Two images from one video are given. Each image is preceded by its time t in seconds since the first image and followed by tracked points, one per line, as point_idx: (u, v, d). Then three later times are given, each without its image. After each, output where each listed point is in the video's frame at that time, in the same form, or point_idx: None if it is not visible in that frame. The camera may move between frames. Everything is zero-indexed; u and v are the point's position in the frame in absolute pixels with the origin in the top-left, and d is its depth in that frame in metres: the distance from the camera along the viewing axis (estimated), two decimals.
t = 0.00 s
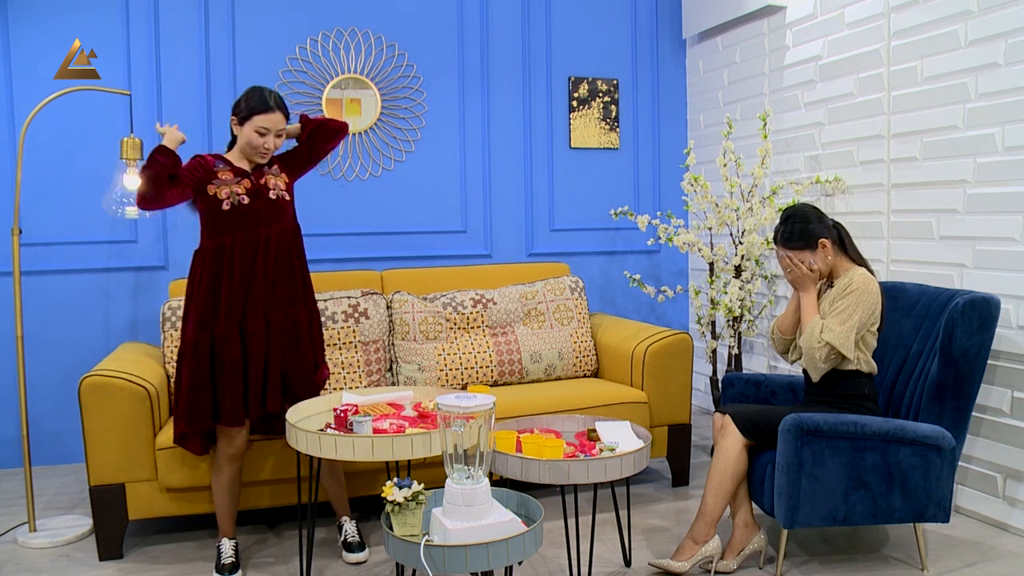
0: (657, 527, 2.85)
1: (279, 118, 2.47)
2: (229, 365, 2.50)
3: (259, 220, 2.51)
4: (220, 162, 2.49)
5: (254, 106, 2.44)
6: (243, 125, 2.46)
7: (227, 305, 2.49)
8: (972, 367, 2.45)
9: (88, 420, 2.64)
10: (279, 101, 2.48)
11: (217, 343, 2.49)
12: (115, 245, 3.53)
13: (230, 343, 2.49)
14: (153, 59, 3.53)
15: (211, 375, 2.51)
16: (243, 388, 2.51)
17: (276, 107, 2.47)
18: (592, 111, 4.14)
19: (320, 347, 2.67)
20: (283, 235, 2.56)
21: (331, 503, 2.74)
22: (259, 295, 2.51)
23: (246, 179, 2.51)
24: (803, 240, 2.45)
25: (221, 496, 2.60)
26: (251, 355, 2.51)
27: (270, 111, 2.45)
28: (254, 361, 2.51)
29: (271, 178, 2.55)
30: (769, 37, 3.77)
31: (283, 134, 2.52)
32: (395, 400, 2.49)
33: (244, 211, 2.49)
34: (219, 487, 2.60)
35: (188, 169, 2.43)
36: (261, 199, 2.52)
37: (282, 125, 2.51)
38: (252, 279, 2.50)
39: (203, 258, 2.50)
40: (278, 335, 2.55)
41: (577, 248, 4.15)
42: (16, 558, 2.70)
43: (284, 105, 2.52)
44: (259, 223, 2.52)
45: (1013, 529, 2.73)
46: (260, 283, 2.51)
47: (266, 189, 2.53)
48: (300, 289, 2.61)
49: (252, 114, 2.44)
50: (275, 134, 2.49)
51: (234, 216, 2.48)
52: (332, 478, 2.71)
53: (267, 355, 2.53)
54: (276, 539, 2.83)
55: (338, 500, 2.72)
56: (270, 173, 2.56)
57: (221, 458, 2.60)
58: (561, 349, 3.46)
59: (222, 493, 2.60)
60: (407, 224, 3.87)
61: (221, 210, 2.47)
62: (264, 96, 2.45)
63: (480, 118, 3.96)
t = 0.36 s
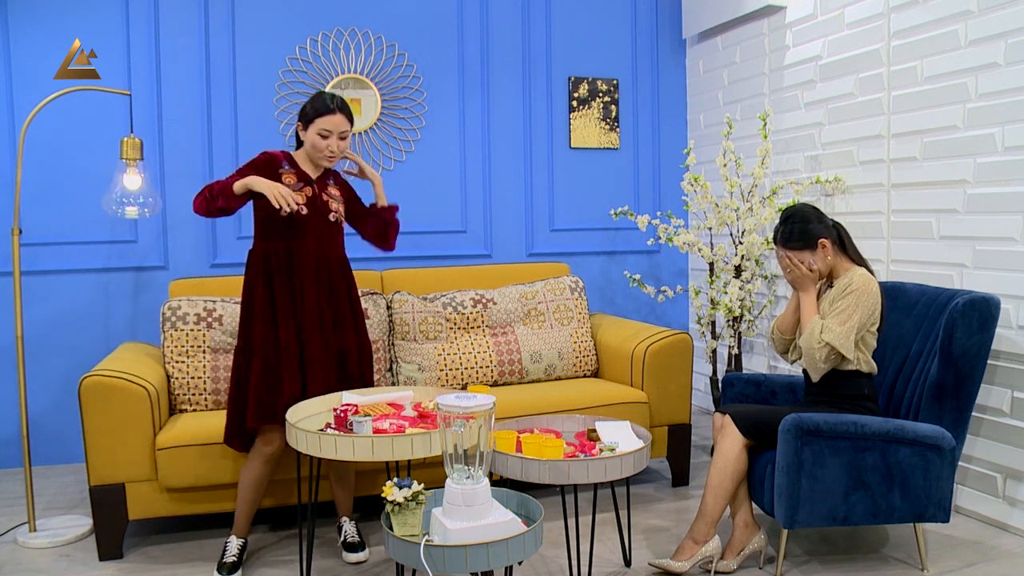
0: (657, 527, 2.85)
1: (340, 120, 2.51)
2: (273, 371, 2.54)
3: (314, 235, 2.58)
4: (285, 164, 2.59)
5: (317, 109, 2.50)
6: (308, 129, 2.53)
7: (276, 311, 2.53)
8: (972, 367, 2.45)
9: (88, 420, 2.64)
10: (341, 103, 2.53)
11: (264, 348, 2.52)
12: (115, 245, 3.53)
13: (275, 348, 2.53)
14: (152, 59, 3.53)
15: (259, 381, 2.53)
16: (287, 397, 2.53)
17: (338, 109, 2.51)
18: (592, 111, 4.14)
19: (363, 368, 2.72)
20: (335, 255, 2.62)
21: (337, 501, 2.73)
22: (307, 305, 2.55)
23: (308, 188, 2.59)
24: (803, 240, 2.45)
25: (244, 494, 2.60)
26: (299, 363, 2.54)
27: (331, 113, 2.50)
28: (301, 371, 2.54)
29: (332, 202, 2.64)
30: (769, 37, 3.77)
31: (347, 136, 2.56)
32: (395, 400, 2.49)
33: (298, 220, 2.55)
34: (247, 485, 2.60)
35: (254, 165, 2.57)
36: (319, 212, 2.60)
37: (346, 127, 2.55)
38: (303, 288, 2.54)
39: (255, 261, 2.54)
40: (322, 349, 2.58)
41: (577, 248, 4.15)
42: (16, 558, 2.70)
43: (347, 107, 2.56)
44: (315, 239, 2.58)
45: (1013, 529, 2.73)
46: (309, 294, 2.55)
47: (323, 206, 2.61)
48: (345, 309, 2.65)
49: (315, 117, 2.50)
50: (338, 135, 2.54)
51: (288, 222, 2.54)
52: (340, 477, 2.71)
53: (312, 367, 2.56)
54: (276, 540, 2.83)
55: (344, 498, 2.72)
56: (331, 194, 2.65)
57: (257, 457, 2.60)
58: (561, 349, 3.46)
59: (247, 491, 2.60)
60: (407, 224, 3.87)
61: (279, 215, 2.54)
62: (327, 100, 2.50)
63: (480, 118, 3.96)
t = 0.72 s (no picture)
0: (657, 527, 2.85)
1: (369, 126, 2.50)
2: (289, 364, 2.62)
3: (328, 234, 2.62)
4: (316, 159, 2.63)
5: (347, 114, 2.49)
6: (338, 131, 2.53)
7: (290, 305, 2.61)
8: (972, 367, 2.45)
9: (88, 419, 2.64)
10: (371, 108, 2.50)
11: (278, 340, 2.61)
12: (115, 245, 3.53)
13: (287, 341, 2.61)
14: (152, 59, 3.53)
15: (272, 369, 2.63)
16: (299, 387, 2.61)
17: (368, 115, 2.49)
18: (592, 111, 4.14)
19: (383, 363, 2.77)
20: (351, 256, 2.66)
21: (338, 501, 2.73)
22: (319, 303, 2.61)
23: (333, 186, 2.63)
24: (803, 240, 2.45)
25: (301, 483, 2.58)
26: (310, 358, 2.61)
27: (360, 119, 2.48)
28: (311, 366, 2.61)
29: (357, 204, 2.66)
30: (769, 37, 3.77)
31: (377, 142, 2.54)
32: (395, 400, 2.49)
33: (317, 218, 2.61)
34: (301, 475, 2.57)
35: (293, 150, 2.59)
36: (337, 213, 2.63)
37: (376, 132, 2.53)
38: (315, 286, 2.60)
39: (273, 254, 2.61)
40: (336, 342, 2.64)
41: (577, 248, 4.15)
42: (16, 558, 2.70)
43: (378, 111, 2.53)
44: (329, 238, 2.62)
45: (1013, 529, 2.73)
46: (321, 291, 2.61)
47: (345, 207, 2.64)
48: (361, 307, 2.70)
49: (345, 122, 2.50)
50: (367, 141, 2.53)
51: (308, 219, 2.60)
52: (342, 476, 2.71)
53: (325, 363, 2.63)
54: (276, 539, 2.83)
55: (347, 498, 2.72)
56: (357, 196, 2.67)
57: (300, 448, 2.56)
58: (561, 349, 3.46)
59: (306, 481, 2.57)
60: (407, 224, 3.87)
61: (300, 210, 2.60)
62: (357, 104, 2.48)
63: (480, 118, 3.96)
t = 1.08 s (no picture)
0: (657, 527, 2.85)
1: (369, 127, 2.50)
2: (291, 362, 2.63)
3: (330, 232, 2.62)
4: (316, 159, 2.63)
5: (347, 114, 2.48)
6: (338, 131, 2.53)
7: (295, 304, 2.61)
8: (972, 367, 2.45)
9: (88, 419, 2.64)
10: (372, 109, 2.49)
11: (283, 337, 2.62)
12: (115, 245, 3.53)
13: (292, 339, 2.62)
14: (152, 59, 3.53)
15: (279, 368, 2.65)
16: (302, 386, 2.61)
17: (369, 116, 2.49)
18: (592, 111, 4.14)
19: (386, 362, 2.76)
20: (355, 255, 2.65)
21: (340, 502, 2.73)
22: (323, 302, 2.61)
23: (335, 184, 2.63)
24: (803, 241, 2.45)
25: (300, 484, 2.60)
26: (312, 357, 2.60)
27: (361, 121, 2.48)
28: (315, 364, 2.60)
29: (361, 202, 2.66)
30: (769, 37, 3.77)
31: (377, 142, 2.55)
32: (395, 400, 2.49)
33: (318, 217, 2.61)
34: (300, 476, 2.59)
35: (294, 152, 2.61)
36: (339, 211, 2.63)
37: (376, 133, 2.53)
38: (319, 283, 2.60)
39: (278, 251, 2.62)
40: (335, 342, 2.64)
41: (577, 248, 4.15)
42: (16, 558, 2.70)
43: (379, 111, 2.53)
44: (331, 236, 2.62)
45: (1013, 529, 2.73)
46: (326, 289, 2.62)
47: (347, 205, 2.63)
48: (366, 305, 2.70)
49: (345, 122, 2.49)
50: (367, 141, 2.53)
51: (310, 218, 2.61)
52: (343, 475, 2.70)
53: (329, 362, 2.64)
54: (276, 539, 2.83)
55: (348, 498, 2.72)
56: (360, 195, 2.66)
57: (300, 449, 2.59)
58: (561, 349, 3.46)
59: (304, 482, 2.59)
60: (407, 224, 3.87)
61: (303, 210, 2.61)
62: (357, 106, 2.47)
63: (480, 118, 3.96)
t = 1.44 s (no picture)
0: (657, 527, 2.85)
1: (359, 124, 2.50)
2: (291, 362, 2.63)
3: (329, 231, 2.62)
4: (310, 163, 2.61)
5: (337, 112, 2.48)
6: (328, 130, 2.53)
7: (296, 307, 2.62)
8: (972, 367, 2.45)
9: (88, 419, 2.64)
10: (361, 105, 2.50)
11: (285, 342, 2.63)
12: (115, 245, 3.53)
13: (296, 343, 2.62)
14: (152, 59, 3.53)
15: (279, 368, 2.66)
16: (308, 388, 2.62)
17: (358, 113, 2.49)
18: (592, 111, 4.14)
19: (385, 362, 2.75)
20: (353, 256, 2.65)
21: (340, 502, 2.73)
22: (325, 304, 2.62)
23: (331, 188, 2.62)
24: (803, 241, 2.45)
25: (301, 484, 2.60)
26: (312, 357, 2.60)
27: (351, 117, 2.48)
28: (318, 367, 2.60)
29: (357, 205, 2.66)
30: (769, 37, 3.77)
31: (367, 139, 2.55)
32: (395, 400, 2.49)
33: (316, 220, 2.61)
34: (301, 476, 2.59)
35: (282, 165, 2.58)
36: (337, 212, 2.63)
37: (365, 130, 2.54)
38: (319, 286, 2.60)
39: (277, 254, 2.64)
40: (336, 343, 2.64)
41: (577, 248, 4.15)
42: (16, 558, 2.70)
43: (369, 108, 2.53)
44: (330, 239, 2.62)
45: (1013, 529, 2.73)
46: (326, 292, 2.62)
47: (344, 208, 2.63)
48: (368, 305, 2.70)
49: (335, 120, 2.49)
50: (358, 138, 2.52)
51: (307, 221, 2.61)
52: (342, 474, 2.70)
53: (333, 363, 2.64)
54: (276, 539, 2.83)
55: (348, 498, 2.72)
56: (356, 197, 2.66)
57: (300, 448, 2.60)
58: (561, 349, 3.46)
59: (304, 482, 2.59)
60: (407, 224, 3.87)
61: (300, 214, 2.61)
62: (347, 102, 2.48)
63: (480, 118, 3.96)
